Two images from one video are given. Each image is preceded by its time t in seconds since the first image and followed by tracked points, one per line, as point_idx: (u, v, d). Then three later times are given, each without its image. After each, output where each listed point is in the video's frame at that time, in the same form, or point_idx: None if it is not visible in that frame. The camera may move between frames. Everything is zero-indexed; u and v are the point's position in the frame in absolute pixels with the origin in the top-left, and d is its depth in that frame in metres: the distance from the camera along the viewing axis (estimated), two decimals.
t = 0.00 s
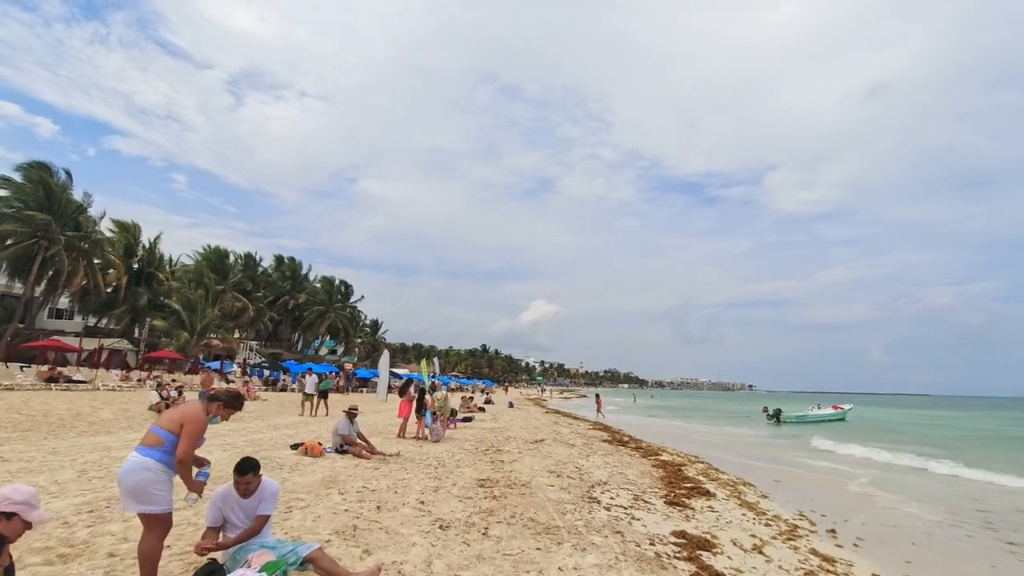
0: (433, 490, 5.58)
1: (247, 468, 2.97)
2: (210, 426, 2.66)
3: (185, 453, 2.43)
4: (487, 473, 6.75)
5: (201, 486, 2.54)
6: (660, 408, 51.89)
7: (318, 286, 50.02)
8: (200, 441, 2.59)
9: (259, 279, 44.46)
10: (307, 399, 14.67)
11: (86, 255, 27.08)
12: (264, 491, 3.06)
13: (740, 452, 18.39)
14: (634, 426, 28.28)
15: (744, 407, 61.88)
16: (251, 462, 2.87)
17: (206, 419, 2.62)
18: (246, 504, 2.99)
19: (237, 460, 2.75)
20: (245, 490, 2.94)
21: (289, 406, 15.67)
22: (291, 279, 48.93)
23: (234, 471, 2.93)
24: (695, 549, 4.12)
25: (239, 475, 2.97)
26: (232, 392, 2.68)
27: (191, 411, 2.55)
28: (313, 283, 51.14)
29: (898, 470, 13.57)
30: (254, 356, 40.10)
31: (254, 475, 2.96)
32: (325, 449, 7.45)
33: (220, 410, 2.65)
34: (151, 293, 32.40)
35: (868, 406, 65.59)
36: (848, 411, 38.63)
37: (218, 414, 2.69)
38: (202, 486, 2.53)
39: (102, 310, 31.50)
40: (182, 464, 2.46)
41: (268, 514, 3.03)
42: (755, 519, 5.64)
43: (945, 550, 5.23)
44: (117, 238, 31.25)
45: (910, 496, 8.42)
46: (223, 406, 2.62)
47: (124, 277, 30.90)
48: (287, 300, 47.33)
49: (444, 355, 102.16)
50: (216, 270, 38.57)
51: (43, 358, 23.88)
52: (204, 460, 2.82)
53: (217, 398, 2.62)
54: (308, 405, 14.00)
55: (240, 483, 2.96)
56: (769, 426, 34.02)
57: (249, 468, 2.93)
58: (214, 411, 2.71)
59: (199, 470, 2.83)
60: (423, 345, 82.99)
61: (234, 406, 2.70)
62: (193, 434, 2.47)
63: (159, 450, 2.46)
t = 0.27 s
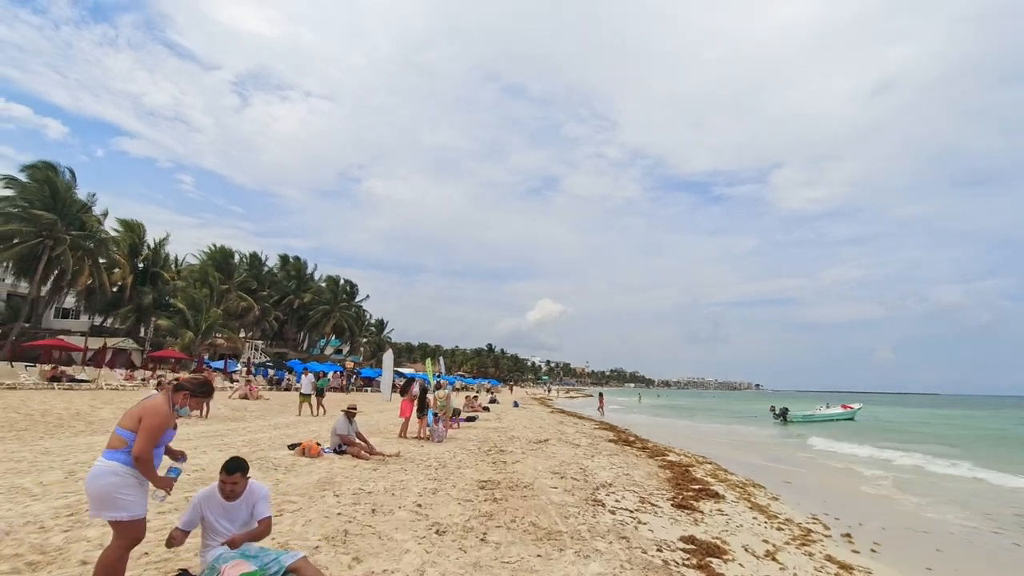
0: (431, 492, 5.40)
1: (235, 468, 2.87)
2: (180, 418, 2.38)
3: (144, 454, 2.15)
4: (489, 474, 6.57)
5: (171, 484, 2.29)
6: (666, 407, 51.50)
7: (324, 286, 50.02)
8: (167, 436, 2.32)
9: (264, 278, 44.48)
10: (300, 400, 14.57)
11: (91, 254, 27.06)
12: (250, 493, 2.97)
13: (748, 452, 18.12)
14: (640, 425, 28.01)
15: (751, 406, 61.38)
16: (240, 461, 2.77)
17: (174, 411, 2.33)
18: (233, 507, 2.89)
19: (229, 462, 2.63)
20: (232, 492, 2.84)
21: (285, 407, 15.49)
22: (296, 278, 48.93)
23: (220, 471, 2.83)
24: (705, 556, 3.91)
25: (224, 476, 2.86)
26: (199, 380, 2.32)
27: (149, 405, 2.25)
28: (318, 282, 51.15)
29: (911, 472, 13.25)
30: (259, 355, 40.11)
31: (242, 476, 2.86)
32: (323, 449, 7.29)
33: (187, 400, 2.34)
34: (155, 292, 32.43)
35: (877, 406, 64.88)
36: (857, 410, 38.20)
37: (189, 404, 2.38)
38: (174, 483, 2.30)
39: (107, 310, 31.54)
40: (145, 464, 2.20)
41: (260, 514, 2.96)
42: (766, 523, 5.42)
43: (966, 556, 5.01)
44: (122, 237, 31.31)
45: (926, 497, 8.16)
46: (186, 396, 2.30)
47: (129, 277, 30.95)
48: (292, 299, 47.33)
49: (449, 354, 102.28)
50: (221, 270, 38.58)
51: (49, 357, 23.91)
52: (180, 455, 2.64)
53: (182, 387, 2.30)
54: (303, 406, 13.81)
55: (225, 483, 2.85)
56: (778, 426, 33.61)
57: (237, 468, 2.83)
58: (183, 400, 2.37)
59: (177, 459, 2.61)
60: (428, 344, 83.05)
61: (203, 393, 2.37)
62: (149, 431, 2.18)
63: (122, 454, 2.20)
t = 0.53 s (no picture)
0: (435, 498, 5.21)
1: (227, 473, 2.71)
2: (149, 416, 2.17)
3: (101, 457, 1.93)
4: (496, 479, 6.37)
5: (147, 486, 2.08)
6: (679, 409, 51.00)
7: (335, 287, 50.18)
8: (136, 435, 2.11)
9: (276, 279, 44.69)
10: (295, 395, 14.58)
11: (106, 256, 27.28)
12: (245, 500, 2.81)
13: (762, 455, 17.77)
14: (652, 427, 27.71)
15: (765, 408, 60.64)
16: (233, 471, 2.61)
17: (140, 408, 2.11)
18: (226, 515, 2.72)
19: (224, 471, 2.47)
20: (225, 499, 2.68)
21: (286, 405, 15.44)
22: (308, 279, 49.13)
23: (211, 477, 2.66)
24: (722, 570, 3.68)
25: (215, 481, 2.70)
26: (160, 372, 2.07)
27: (111, 404, 2.04)
28: (330, 283, 51.33)
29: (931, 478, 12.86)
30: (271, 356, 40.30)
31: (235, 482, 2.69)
32: (327, 452, 7.13)
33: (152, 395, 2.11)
34: (169, 293, 32.67)
35: (894, 409, 63.79)
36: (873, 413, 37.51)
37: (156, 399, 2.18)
38: (146, 486, 2.07)
39: (121, 311, 31.82)
40: (109, 468, 1.99)
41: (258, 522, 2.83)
42: (786, 533, 5.16)
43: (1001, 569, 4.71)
44: (136, 239, 31.58)
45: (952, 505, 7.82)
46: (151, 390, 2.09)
47: (143, 278, 31.21)
48: (304, 300, 47.53)
49: (460, 355, 102.35)
50: (233, 271, 38.80)
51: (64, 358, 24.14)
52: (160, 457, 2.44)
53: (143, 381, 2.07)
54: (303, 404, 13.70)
55: (217, 490, 2.68)
56: (792, 428, 33.10)
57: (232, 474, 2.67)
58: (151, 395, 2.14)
59: (156, 461, 2.41)
60: (439, 345, 83.12)
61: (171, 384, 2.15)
62: (109, 432, 1.96)
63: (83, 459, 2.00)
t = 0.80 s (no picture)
0: (437, 500, 5.02)
1: (218, 475, 2.52)
2: (107, 408, 1.99)
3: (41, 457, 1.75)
4: (501, 480, 6.18)
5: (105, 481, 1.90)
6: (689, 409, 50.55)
7: (344, 286, 50.24)
8: (91, 430, 1.93)
9: (284, 279, 44.78)
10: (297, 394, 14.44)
11: (116, 255, 27.36)
12: (236, 502, 2.63)
13: (773, 456, 17.48)
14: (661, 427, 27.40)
15: (776, 408, 59.99)
16: (224, 471, 2.42)
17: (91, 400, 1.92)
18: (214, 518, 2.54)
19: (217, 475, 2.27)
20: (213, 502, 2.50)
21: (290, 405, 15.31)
22: (317, 279, 49.22)
23: (200, 479, 2.45)
24: None
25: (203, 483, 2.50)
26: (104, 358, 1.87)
27: (57, 400, 1.87)
28: (338, 283, 51.41)
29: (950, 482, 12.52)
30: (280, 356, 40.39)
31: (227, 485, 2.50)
32: (328, 452, 6.97)
33: (101, 384, 1.92)
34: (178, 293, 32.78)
35: (908, 409, 62.89)
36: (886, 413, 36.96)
37: (113, 389, 1.99)
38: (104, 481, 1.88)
39: (131, 310, 31.97)
40: (58, 467, 1.81)
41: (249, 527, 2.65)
42: (804, 538, 4.94)
43: None
44: (146, 239, 31.72)
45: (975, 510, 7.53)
46: (98, 378, 1.89)
47: (152, 278, 31.33)
48: (312, 300, 47.61)
49: (468, 354, 102.39)
50: (242, 270, 38.90)
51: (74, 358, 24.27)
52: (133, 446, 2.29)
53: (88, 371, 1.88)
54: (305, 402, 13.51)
55: (206, 492, 2.50)
56: (805, 428, 32.62)
57: (222, 477, 2.48)
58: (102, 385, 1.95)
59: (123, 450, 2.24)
60: (447, 345, 83.15)
61: (122, 369, 1.95)
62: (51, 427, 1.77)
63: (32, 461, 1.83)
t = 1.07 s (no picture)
0: (433, 505, 4.83)
1: (199, 481, 2.36)
2: (44, 408, 1.87)
3: None
4: (500, 483, 5.98)
5: (46, 481, 1.75)
6: (693, 408, 50.23)
7: (346, 285, 50.11)
8: (25, 432, 1.82)
9: (286, 278, 44.65)
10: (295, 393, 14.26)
11: (116, 254, 27.20)
12: (213, 514, 2.46)
13: (778, 456, 17.25)
14: (665, 426, 27.18)
15: (780, 408, 59.62)
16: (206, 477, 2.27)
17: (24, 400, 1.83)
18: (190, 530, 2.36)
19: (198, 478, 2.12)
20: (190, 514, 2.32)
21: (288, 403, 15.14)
22: (319, 278, 49.10)
23: (180, 486, 2.28)
24: None
25: (182, 490, 2.32)
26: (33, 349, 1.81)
27: None
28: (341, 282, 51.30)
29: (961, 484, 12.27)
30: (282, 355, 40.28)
31: (210, 492, 2.36)
32: (323, 453, 6.79)
33: (33, 379, 1.83)
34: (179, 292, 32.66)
35: (914, 409, 62.43)
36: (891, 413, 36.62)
37: (50, 388, 1.89)
38: (42, 480, 1.72)
39: (132, 309, 31.85)
40: None
41: (224, 544, 2.46)
42: (816, 545, 4.72)
43: None
44: (147, 238, 31.61)
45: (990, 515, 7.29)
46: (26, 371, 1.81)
47: (153, 276, 31.22)
48: (314, 299, 47.51)
49: (471, 353, 102.24)
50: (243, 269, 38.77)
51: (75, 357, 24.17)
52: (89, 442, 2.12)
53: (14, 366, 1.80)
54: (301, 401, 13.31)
55: (184, 502, 2.32)
56: (810, 428, 32.33)
57: (204, 482, 2.32)
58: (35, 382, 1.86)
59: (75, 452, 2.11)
60: (450, 344, 82.99)
61: (54, 361, 1.86)
62: None
63: None
